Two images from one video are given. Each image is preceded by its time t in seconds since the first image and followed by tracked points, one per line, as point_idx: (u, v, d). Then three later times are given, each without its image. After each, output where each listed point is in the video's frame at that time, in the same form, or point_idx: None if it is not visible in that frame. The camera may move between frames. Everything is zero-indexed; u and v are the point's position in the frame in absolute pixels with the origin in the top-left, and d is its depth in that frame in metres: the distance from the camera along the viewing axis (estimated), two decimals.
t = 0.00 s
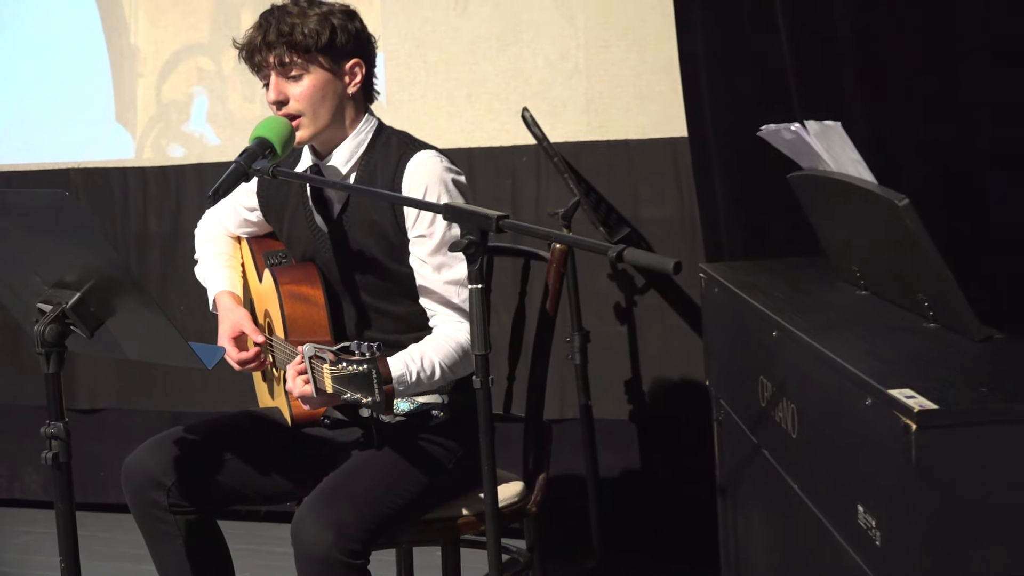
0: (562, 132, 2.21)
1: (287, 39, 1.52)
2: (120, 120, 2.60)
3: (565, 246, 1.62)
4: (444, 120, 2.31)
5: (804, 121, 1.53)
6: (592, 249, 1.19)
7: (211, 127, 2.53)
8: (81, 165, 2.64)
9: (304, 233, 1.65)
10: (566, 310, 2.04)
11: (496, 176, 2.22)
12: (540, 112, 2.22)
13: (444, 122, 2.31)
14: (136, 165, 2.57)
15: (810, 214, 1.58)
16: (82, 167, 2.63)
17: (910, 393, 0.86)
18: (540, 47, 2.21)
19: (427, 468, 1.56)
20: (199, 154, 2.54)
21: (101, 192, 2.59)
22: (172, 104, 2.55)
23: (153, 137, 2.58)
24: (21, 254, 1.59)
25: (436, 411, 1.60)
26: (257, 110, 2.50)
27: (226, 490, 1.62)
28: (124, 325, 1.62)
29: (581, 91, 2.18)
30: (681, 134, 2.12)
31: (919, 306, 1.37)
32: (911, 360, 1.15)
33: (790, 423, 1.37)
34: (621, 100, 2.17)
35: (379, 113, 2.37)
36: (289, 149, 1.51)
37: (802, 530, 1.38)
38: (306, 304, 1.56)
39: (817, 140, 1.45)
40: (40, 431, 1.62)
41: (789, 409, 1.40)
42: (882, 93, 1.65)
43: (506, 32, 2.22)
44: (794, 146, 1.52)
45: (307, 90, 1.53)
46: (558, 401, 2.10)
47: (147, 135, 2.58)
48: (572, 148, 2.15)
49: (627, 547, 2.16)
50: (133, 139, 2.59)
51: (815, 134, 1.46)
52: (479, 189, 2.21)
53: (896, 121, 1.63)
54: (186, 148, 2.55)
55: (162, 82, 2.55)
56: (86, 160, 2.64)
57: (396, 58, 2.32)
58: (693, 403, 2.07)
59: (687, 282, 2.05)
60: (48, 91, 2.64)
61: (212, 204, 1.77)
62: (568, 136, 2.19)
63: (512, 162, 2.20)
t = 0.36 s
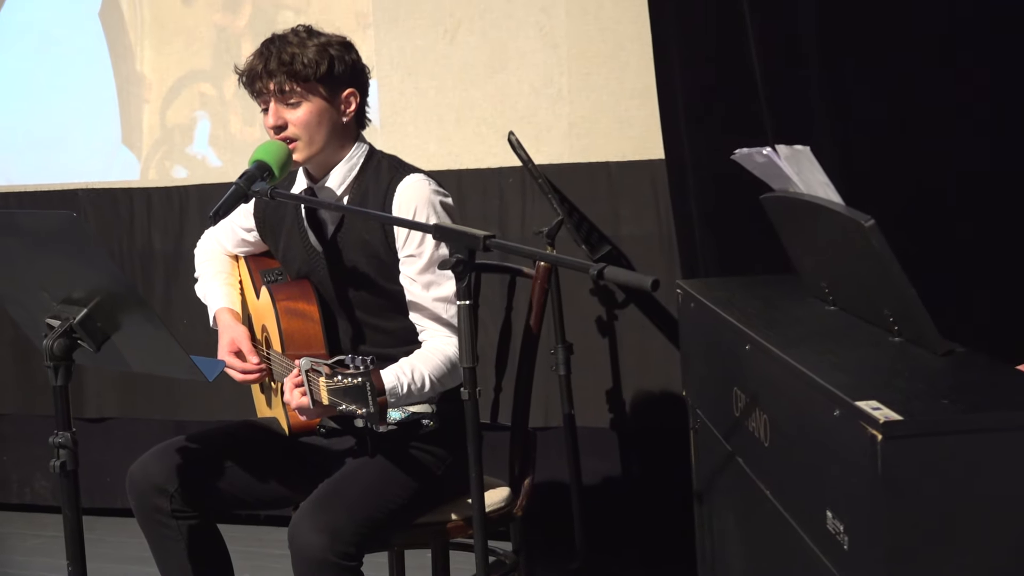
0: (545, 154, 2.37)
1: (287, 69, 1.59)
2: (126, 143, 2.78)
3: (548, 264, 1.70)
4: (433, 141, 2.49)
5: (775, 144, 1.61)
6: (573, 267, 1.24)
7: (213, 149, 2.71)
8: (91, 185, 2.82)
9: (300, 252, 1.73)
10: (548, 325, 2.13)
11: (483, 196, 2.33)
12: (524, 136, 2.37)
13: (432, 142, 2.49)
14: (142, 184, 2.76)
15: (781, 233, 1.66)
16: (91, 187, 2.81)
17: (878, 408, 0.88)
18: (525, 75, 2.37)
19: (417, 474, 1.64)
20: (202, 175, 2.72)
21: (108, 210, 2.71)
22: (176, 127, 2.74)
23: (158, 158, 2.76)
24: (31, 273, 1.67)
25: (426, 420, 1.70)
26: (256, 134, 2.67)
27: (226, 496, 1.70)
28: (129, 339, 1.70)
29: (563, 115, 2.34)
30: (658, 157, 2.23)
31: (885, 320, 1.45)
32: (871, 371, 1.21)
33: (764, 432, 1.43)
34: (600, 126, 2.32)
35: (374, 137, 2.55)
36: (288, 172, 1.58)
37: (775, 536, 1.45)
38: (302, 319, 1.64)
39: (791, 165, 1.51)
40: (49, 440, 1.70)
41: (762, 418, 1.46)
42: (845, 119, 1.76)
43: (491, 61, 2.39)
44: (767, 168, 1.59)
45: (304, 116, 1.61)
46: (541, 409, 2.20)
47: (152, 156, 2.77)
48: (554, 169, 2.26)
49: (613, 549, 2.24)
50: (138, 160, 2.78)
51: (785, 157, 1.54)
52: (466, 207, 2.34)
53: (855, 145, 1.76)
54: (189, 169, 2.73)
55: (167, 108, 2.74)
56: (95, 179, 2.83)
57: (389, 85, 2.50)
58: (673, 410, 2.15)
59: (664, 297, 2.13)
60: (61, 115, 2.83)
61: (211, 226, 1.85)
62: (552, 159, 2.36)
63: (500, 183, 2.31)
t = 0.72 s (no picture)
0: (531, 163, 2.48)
1: (285, 83, 1.68)
2: (132, 152, 2.87)
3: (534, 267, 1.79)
4: (424, 150, 2.58)
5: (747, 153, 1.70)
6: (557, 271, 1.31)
7: (215, 158, 2.80)
8: (97, 192, 2.90)
9: (297, 256, 1.81)
10: (534, 327, 2.22)
11: (471, 204, 2.45)
12: (511, 146, 2.47)
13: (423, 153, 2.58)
14: (146, 192, 2.84)
15: (755, 239, 1.75)
16: (98, 194, 2.90)
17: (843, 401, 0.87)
18: (511, 87, 2.46)
19: (408, 467, 1.73)
20: (204, 182, 2.81)
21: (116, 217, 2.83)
22: (180, 137, 2.82)
23: (162, 167, 2.85)
24: (41, 276, 1.76)
25: (417, 416, 1.79)
26: (257, 144, 2.76)
27: (226, 487, 1.79)
28: (134, 339, 1.79)
29: (547, 126, 2.42)
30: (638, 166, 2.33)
31: (851, 322, 1.55)
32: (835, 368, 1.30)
33: (736, 427, 1.52)
34: (584, 136, 2.41)
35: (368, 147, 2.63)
36: (284, 179, 1.67)
37: (746, 524, 1.54)
38: (299, 320, 1.72)
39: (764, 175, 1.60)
40: (58, 435, 1.78)
41: (735, 414, 1.54)
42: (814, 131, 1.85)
43: (480, 74, 2.48)
44: (740, 176, 1.68)
45: (299, 128, 1.70)
46: (528, 405, 2.29)
47: (157, 164, 2.86)
48: (541, 177, 2.37)
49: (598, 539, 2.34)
50: (143, 168, 2.87)
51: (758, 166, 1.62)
52: (456, 214, 2.46)
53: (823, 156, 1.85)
54: (192, 177, 2.82)
55: (171, 118, 2.82)
56: (102, 187, 2.91)
57: (382, 97, 2.59)
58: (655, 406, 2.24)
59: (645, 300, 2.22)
60: (70, 126, 2.92)
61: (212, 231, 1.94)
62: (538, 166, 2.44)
63: (488, 190, 2.44)
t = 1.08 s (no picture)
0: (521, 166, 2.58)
1: (288, 90, 1.77)
2: (141, 155, 2.98)
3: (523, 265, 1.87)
4: (420, 154, 2.68)
5: (726, 157, 1.79)
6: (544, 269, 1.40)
7: (220, 161, 2.91)
8: (110, 194, 3.01)
9: (298, 255, 1.90)
10: (524, 322, 2.31)
11: (464, 204, 2.55)
12: (503, 150, 2.57)
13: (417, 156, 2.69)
14: (155, 194, 2.95)
15: (734, 240, 1.84)
16: (110, 196, 3.01)
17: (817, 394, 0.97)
18: (503, 94, 2.56)
19: (404, 455, 1.83)
20: (210, 185, 2.92)
21: (125, 217, 2.93)
22: (187, 141, 2.93)
23: (170, 170, 2.96)
24: (54, 274, 1.85)
25: (411, 406, 1.88)
26: (260, 148, 2.86)
27: (231, 474, 1.88)
28: (142, 333, 1.88)
29: (537, 131, 2.53)
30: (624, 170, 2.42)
31: (824, 317, 1.64)
32: (803, 364, 1.40)
33: (714, 417, 1.61)
34: (572, 140, 2.51)
35: (366, 151, 2.73)
36: (286, 181, 1.76)
37: (723, 508, 1.63)
38: (301, 315, 1.80)
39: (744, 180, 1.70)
40: (70, 424, 1.87)
41: (714, 405, 1.63)
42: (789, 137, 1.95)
43: (473, 81, 2.58)
44: (719, 179, 1.78)
45: (301, 134, 1.79)
46: (518, 397, 2.39)
47: (165, 167, 2.96)
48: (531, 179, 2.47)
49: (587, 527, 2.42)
50: (152, 170, 2.97)
51: (736, 169, 1.72)
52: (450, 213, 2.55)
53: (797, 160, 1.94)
54: (198, 179, 2.93)
55: (179, 123, 2.93)
56: (113, 189, 3.02)
57: (378, 103, 2.69)
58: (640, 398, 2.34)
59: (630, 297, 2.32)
60: (82, 131, 3.03)
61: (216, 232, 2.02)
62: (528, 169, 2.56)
63: (481, 193, 2.53)
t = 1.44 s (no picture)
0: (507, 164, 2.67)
1: (284, 91, 1.86)
2: (147, 154, 3.07)
3: (509, 260, 1.94)
4: (412, 152, 2.76)
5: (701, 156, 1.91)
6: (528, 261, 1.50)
7: (223, 159, 3.01)
8: (116, 190, 3.11)
9: (294, 249, 1.99)
10: (509, 312, 2.41)
11: (454, 201, 2.65)
12: (492, 148, 2.67)
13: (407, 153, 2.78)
14: (161, 191, 3.04)
15: (710, 234, 1.93)
16: (116, 192, 3.11)
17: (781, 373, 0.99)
18: (492, 95, 2.66)
19: (395, 439, 1.92)
20: (213, 182, 3.02)
21: (132, 214, 3.07)
22: (190, 141, 3.03)
23: (174, 167, 3.05)
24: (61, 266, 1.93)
25: (403, 392, 1.98)
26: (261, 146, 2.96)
27: (232, 458, 1.99)
28: (146, 323, 1.98)
29: (524, 132, 2.63)
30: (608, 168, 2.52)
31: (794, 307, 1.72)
32: (762, 346, 1.49)
33: (689, 402, 1.70)
34: (558, 138, 2.61)
35: (359, 150, 2.83)
36: (283, 178, 1.85)
37: (697, 487, 1.73)
38: (297, 306, 1.89)
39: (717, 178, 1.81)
40: (77, 410, 1.97)
41: (690, 391, 1.72)
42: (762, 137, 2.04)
43: (464, 83, 2.68)
44: (695, 177, 1.88)
45: (297, 132, 1.88)
46: (505, 383, 2.50)
47: (170, 165, 3.05)
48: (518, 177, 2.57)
49: (573, 505, 2.55)
50: (157, 169, 3.06)
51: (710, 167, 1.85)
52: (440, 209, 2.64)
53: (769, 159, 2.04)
54: (201, 176, 3.03)
55: (183, 122, 3.03)
56: (120, 186, 3.11)
57: (372, 104, 2.78)
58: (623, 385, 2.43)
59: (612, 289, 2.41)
60: (91, 130, 3.11)
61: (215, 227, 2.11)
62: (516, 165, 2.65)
63: (469, 190, 2.63)
